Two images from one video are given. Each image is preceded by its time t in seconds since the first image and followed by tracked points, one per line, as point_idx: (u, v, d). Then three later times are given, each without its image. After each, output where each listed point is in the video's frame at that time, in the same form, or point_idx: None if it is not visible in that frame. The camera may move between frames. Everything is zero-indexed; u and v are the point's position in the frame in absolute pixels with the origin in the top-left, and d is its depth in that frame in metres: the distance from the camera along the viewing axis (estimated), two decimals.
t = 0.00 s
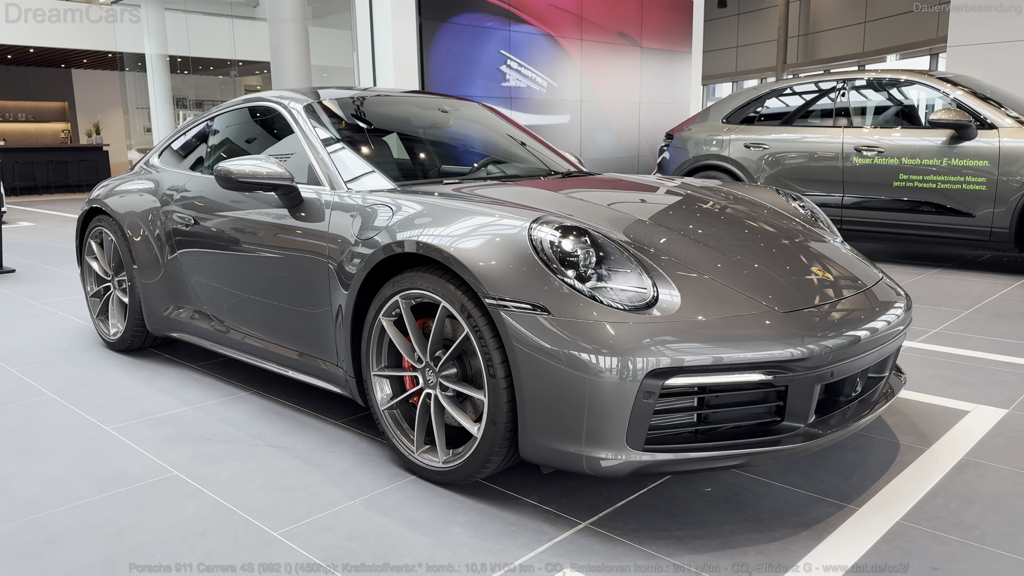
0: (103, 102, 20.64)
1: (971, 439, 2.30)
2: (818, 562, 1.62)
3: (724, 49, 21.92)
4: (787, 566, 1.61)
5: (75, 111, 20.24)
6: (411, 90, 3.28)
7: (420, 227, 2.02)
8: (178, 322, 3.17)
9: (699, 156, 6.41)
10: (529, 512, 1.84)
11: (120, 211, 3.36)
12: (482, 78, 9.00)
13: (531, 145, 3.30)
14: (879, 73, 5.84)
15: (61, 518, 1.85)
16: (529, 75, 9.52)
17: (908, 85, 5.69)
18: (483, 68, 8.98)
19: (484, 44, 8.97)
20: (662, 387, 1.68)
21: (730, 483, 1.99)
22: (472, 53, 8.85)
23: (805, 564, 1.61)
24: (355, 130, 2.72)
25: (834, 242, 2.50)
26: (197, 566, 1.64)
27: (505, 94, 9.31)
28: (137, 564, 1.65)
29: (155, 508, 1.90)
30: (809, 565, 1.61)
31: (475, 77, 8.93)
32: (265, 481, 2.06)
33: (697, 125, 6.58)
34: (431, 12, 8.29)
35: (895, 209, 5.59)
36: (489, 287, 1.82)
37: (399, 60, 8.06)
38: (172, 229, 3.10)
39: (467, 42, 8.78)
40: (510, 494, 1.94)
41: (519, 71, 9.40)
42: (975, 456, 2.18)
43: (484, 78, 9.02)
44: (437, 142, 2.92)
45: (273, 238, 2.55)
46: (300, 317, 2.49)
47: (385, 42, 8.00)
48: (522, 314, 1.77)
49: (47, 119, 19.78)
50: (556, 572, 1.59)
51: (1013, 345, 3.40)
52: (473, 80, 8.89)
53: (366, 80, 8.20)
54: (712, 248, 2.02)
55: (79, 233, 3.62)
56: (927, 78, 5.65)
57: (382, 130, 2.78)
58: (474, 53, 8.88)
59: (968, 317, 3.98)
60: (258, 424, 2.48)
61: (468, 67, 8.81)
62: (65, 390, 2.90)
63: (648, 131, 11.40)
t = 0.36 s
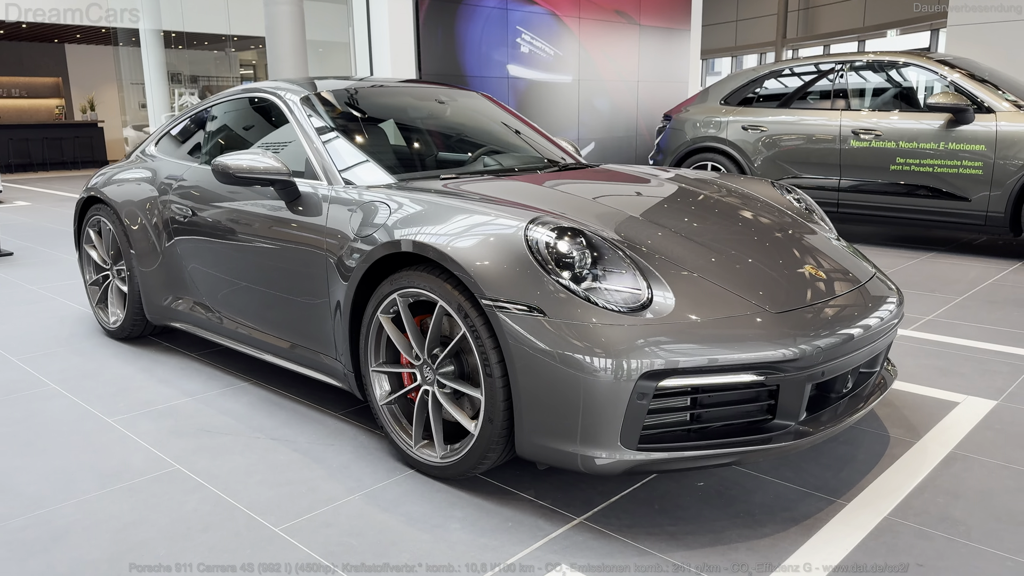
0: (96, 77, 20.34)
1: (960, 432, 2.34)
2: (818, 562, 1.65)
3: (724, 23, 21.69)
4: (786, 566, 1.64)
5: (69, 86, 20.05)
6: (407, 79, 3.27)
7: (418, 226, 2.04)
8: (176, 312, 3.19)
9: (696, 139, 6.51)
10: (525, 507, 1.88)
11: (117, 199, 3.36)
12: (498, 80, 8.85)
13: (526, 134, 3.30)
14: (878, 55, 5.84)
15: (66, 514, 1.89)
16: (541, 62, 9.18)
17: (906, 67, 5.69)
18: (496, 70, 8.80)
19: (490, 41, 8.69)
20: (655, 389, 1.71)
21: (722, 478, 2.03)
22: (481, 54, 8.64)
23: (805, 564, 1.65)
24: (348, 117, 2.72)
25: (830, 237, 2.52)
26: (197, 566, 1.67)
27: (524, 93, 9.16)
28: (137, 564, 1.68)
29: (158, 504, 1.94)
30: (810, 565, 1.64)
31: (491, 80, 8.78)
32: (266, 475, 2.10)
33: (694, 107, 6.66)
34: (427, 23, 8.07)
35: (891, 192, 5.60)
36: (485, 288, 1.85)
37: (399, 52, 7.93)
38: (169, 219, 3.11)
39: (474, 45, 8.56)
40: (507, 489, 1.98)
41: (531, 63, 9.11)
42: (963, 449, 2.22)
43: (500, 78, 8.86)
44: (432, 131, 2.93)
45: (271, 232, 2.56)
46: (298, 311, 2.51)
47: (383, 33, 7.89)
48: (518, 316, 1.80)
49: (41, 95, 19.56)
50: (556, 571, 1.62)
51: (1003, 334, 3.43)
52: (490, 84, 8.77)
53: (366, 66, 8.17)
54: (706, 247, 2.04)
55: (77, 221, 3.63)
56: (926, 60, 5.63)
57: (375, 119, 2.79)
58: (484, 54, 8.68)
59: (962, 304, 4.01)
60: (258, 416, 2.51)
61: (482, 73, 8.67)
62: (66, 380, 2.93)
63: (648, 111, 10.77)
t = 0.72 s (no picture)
0: (89, 55, 20.10)
1: (952, 433, 2.37)
2: (818, 561, 1.71)
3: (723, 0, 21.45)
4: (786, 566, 1.70)
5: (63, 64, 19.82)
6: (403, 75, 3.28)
7: (417, 232, 2.06)
8: (176, 308, 3.21)
9: (694, 126, 6.52)
10: (524, 511, 1.92)
11: (115, 194, 3.37)
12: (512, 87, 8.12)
13: (520, 128, 3.29)
14: (877, 42, 5.84)
15: (71, 519, 1.92)
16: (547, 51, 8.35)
17: (905, 54, 5.67)
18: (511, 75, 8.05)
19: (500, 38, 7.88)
20: (652, 400, 1.73)
21: (717, 481, 2.07)
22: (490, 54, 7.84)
23: (805, 564, 1.71)
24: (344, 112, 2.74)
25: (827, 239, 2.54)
26: (197, 565, 1.73)
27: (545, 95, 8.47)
28: (137, 564, 1.74)
29: (162, 508, 1.97)
30: (809, 565, 1.70)
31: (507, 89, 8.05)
32: (268, 477, 2.13)
33: (693, 93, 6.65)
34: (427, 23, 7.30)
35: (889, 180, 5.60)
36: (484, 297, 1.87)
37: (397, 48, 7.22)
38: (168, 214, 3.12)
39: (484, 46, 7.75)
40: (505, 492, 2.01)
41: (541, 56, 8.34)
42: (953, 450, 2.26)
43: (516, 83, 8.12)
44: (429, 124, 2.93)
45: (270, 234, 2.58)
46: (299, 312, 2.53)
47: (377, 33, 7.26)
48: (516, 326, 1.82)
49: (34, 74, 19.35)
50: (556, 572, 1.68)
51: (997, 328, 3.46)
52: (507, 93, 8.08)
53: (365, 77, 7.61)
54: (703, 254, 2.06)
55: (76, 215, 3.63)
56: (925, 48, 5.62)
57: (370, 113, 2.80)
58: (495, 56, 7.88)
59: (957, 296, 4.03)
60: (259, 416, 2.54)
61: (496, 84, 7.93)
62: (68, 376, 2.95)
63: (644, 93, 9.81)
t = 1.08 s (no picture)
0: (84, 39, 19.89)
1: (946, 437, 2.40)
2: (818, 562, 1.79)
3: None
4: (787, 566, 1.77)
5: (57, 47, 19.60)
6: (402, 74, 3.28)
7: (417, 243, 2.09)
8: (176, 309, 3.22)
9: (693, 115, 6.51)
10: (524, 520, 1.96)
11: (115, 193, 3.37)
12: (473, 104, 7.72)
13: (515, 124, 3.30)
14: (876, 33, 5.82)
15: (78, 528, 1.95)
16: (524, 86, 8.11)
17: (905, 44, 5.66)
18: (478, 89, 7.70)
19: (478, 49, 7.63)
20: (651, 414, 1.76)
21: (712, 487, 2.11)
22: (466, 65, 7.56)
23: (805, 564, 1.78)
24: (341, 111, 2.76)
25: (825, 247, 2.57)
26: (197, 566, 1.80)
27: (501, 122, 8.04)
28: (137, 564, 1.80)
29: (167, 516, 2.00)
30: (810, 565, 1.78)
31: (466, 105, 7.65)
32: (271, 483, 2.16)
33: (690, 82, 6.64)
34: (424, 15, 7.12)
35: (886, 172, 5.61)
36: (485, 310, 1.90)
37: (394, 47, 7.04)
38: (168, 215, 3.12)
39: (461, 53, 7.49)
40: (505, 499, 2.05)
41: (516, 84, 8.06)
42: (946, 455, 2.29)
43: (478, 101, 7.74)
44: (427, 121, 2.93)
45: (271, 240, 2.59)
46: (300, 316, 2.55)
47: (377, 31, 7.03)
48: (517, 340, 1.85)
49: (27, 56, 19.17)
50: (557, 573, 1.75)
51: (992, 325, 3.50)
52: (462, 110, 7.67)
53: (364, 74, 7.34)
54: (700, 266, 2.08)
55: (75, 214, 3.64)
56: (923, 39, 5.60)
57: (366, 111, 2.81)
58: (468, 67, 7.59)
59: (953, 292, 4.06)
60: (261, 420, 2.56)
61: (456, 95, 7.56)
62: (71, 377, 2.97)
63: (642, 83, 9.57)
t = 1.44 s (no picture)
0: (79, 27, 19.75)
1: (938, 443, 2.45)
2: (819, 562, 1.88)
3: None
4: (792, 566, 1.87)
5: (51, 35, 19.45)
6: (401, 80, 3.32)
7: (421, 257, 2.13)
8: (181, 313, 3.26)
9: (690, 110, 6.52)
10: (527, 529, 2.01)
11: (118, 197, 3.39)
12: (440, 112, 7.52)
13: (512, 125, 3.33)
14: (873, 29, 5.83)
15: (92, 538, 2.00)
16: (514, 105, 7.95)
17: (902, 41, 5.67)
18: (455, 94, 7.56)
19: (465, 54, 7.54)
20: (651, 429, 1.81)
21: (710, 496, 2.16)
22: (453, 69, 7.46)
23: (806, 564, 1.87)
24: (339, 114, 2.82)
25: (821, 256, 2.62)
26: (196, 566, 1.89)
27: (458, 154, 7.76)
28: (138, 564, 1.90)
29: (179, 526, 2.05)
30: (811, 565, 1.87)
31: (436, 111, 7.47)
32: (280, 492, 2.21)
33: (688, 77, 6.65)
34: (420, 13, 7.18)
35: (882, 169, 5.64)
36: (489, 327, 1.94)
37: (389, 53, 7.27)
38: (172, 219, 3.15)
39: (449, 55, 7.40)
40: (509, 509, 2.10)
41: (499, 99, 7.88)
42: (939, 461, 2.34)
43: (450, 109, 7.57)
44: (428, 125, 2.96)
45: (276, 250, 2.62)
46: (306, 325, 2.58)
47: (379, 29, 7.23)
48: (520, 356, 1.89)
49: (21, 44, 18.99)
50: (558, 573, 1.85)
51: (986, 327, 3.55)
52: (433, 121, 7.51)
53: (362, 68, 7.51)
54: (699, 280, 2.12)
55: (79, 216, 3.67)
56: (920, 36, 5.62)
57: (364, 114, 2.86)
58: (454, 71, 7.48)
59: (948, 292, 4.11)
60: (267, 426, 2.61)
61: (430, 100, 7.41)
62: (78, 382, 3.01)
63: (641, 79, 9.57)
